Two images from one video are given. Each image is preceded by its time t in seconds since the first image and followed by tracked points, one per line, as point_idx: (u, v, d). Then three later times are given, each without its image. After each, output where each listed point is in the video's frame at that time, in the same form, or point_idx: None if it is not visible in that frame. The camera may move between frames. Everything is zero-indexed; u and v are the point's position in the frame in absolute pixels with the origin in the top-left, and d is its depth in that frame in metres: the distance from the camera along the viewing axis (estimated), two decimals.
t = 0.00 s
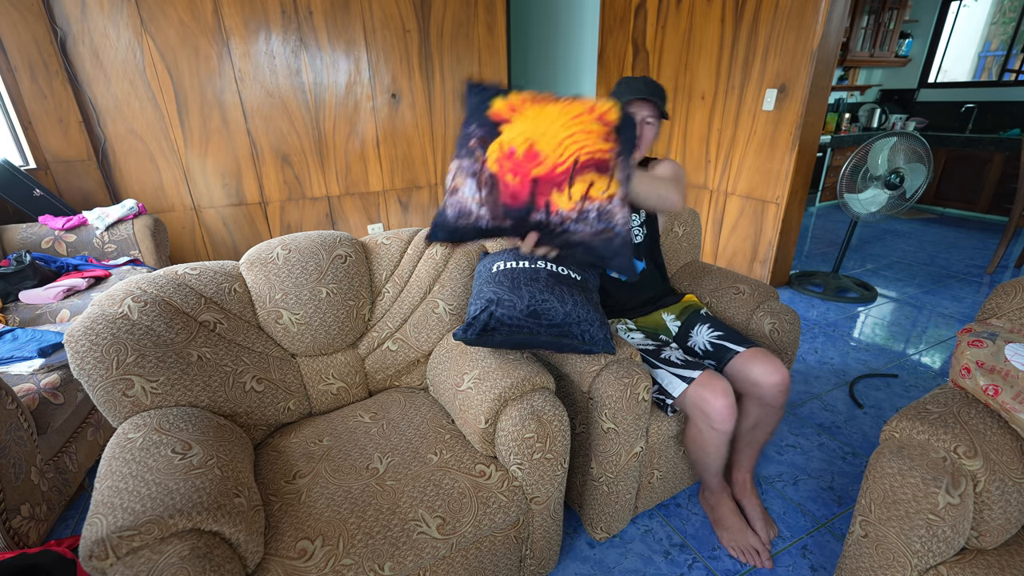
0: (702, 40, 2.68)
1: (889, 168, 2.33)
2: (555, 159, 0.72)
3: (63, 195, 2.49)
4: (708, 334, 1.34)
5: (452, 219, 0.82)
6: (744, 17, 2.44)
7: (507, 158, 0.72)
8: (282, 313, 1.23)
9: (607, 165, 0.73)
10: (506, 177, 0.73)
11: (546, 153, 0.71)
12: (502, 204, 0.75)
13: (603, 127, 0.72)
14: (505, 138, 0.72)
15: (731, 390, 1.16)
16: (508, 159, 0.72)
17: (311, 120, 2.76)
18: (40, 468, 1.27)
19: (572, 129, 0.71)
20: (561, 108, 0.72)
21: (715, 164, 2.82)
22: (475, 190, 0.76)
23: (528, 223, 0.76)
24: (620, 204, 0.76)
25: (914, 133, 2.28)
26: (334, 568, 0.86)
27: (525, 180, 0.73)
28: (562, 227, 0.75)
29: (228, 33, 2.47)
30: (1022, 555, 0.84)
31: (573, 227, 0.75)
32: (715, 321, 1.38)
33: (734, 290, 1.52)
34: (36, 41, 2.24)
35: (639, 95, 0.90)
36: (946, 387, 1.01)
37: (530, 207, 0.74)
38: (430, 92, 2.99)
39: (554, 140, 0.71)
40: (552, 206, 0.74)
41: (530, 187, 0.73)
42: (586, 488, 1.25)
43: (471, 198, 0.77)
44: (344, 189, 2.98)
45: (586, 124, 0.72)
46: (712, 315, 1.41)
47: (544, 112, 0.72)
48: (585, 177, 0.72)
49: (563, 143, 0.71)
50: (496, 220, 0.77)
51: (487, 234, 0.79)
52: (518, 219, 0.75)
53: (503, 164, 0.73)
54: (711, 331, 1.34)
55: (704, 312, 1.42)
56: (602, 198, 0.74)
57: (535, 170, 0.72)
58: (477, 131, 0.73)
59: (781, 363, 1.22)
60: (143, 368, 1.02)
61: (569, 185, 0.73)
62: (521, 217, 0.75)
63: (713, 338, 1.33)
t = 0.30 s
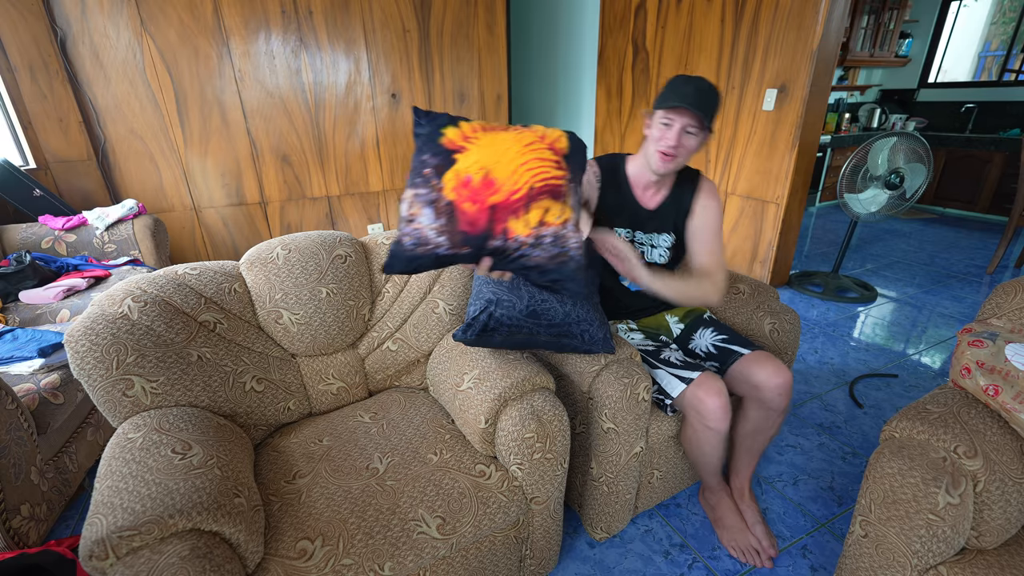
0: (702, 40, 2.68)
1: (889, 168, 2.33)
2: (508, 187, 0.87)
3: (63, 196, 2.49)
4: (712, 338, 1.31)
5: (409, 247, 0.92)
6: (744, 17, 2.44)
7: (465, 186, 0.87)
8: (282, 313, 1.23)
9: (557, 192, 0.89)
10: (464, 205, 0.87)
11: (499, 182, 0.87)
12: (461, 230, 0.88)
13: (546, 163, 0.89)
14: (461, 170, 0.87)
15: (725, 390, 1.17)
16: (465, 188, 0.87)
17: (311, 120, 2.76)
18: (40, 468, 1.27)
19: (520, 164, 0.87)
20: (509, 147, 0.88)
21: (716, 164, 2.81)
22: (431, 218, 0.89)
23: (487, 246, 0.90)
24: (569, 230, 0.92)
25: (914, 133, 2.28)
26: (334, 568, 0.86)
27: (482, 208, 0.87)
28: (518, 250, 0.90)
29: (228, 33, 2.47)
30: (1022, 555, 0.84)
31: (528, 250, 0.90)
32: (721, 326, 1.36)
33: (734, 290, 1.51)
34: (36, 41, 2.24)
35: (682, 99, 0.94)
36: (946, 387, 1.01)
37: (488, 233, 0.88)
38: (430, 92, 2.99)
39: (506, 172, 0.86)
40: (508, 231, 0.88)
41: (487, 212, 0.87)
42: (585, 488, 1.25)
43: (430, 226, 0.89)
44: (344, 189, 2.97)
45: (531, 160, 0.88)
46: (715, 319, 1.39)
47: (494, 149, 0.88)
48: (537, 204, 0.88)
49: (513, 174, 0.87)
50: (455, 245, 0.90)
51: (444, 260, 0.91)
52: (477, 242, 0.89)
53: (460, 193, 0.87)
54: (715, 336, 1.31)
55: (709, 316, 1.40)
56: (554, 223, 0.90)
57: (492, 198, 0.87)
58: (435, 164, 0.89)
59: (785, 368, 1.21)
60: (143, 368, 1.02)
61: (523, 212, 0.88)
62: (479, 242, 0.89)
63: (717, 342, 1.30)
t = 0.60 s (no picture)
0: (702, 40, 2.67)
1: (889, 168, 2.33)
2: (497, 205, 0.95)
3: (63, 196, 2.49)
4: (722, 340, 1.35)
5: (416, 261, 1.08)
6: (744, 17, 2.45)
7: (456, 210, 0.96)
8: (282, 313, 1.23)
9: (547, 198, 0.96)
10: (458, 227, 0.97)
11: (487, 202, 0.94)
12: (460, 246, 1.00)
13: (532, 169, 0.93)
14: (450, 193, 0.94)
15: (734, 390, 1.17)
16: (456, 212, 0.96)
17: (312, 120, 2.76)
18: (40, 468, 1.27)
19: (506, 178, 0.93)
20: (492, 161, 0.92)
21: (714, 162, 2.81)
22: (430, 239, 1.01)
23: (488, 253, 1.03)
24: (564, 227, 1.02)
25: (914, 133, 2.27)
26: (334, 568, 0.86)
27: (475, 227, 0.97)
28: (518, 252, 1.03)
29: (228, 33, 2.47)
30: (1022, 555, 0.84)
31: (527, 251, 1.03)
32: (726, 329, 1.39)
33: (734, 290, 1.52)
34: (36, 41, 2.24)
35: (741, 116, 0.93)
36: (946, 387, 1.01)
37: (485, 246, 1.00)
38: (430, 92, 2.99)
39: (492, 190, 0.93)
40: (505, 243, 1.00)
41: (481, 231, 0.98)
42: (585, 488, 1.25)
43: (429, 246, 1.02)
44: (344, 189, 2.97)
45: (516, 172, 0.93)
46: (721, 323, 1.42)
47: (478, 166, 0.92)
48: (529, 215, 0.97)
49: (500, 192, 0.93)
50: (456, 256, 1.03)
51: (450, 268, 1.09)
52: (479, 252, 1.02)
53: (452, 216, 0.97)
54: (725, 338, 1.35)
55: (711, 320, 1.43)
56: (547, 227, 1.00)
57: (482, 218, 0.96)
58: (423, 184, 0.94)
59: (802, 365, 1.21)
60: (143, 368, 1.02)
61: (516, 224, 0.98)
62: (478, 253, 1.01)
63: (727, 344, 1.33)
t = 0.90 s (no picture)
0: (702, 40, 2.67)
1: (889, 168, 2.33)
2: (518, 204, 1.20)
3: (63, 196, 2.49)
4: (722, 339, 1.35)
5: (446, 270, 1.29)
6: (744, 17, 2.45)
7: (478, 214, 1.20)
8: (282, 313, 1.23)
9: (564, 189, 1.21)
10: (482, 231, 1.21)
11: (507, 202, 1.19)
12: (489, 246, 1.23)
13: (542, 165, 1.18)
14: (470, 200, 1.19)
15: (733, 389, 1.17)
16: (478, 217, 1.20)
17: (312, 120, 2.76)
18: (40, 468, 1.27)
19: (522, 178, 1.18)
20: (506, 163, 1.17)
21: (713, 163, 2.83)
22: (457, 244, 1.24)
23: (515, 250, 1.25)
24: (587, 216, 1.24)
25: (914, 133, 2.27)
26: (334, 568, 0.86)
27: (499, 229, 1.21)
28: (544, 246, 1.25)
29: (228, 33, 2.47)
30: (1022, 555, 0.84)
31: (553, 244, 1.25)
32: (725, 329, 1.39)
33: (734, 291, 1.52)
34: (36, 41, 2.24)
35: (746, 114, 1.13)
36: (946, 387, 1.01)
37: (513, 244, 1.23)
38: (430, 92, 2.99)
39: (510, 190, 1.18)
40: (529, 239, 1.23)
41: (507, 231, 1.21)
42: (586, 488, 1.25)
43: (456, 253, 1.25)
44: (345, 189, 2.98)
45: (530, 170, 1.18)
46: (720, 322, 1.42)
47: (494, 170, 1.17)
48: (550, 209, 1.21)
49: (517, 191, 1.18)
50: (482, 259, 1.26)
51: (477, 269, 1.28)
52: (505, 251, 1.24)
53: (477, 219, 1.21)
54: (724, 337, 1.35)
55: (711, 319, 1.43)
56: (568, 219, 1.23)
57: (505, 219, 1.20)
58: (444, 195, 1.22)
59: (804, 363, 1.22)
60: (143, 368, 1.02)
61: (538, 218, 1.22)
62: (506, 251, 1.24)
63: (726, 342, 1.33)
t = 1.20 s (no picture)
0: (702, 41, 2.67)
1: (889, 168, 2.33)
2: (502, 195, 1.17)
3: (63, 195, 2.49)
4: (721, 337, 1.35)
5: (429, 252, 1.30)
6: (744, 17, 2.44)
7: (462, 203, 1.18)
8: (282, 313, 1.23)
9: (548, 184, 1.18)
10: (465, 219, 1.20)
11: (491, 194, 1.16)
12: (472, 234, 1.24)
13: (529, 158, 1.14)
14: (456, 188, 1.16)
15: (733, 387, 1.16)
16: (462, 205, 1.18)
17: (312, 119, 2.76)
18: (40, 468, 1.27)
19: (506, 171, 1.14)
20: (493, 154, 1.13)
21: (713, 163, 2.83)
22: (441, 231, 1.24)
23: (496, 239, 1.26)
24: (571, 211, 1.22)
25: (914, 133, 2.27)
26: (334, 568, 0.86)
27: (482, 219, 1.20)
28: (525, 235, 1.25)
29: (228, 33, 2.47)
30: (1022, 555, 0.84)
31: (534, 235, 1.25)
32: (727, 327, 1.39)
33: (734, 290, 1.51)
34: (36, 41, 2.23)
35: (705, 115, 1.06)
36: (947, 387, 1.01)
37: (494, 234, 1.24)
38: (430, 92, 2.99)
39: (495, 182, 1.15)
40: (510, 230, 1.23)
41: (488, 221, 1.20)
42: (585, 488, 1.25)
43: (440, 238, 1.25)
44: (345, 189, 2.98)
45: (516, 162, 1.14)
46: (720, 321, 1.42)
47: (480, 161, 1.14)
48: (533, 202, 1.19)
49: (502, 184, 1.15)
50: (464, 245, 1.26)
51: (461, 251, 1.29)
52: (487, 239, 1.25)
53: (461, 209, 1.19)
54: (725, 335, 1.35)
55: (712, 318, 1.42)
56: (550, 212, 1.21)
57: (488, 209, 1.18)
58: (429, 182, 1.18)
59: (807, 360, 1.21)
60: (143, 368, 1.02)
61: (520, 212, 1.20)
62: (487, 239, 1.25)
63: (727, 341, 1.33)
